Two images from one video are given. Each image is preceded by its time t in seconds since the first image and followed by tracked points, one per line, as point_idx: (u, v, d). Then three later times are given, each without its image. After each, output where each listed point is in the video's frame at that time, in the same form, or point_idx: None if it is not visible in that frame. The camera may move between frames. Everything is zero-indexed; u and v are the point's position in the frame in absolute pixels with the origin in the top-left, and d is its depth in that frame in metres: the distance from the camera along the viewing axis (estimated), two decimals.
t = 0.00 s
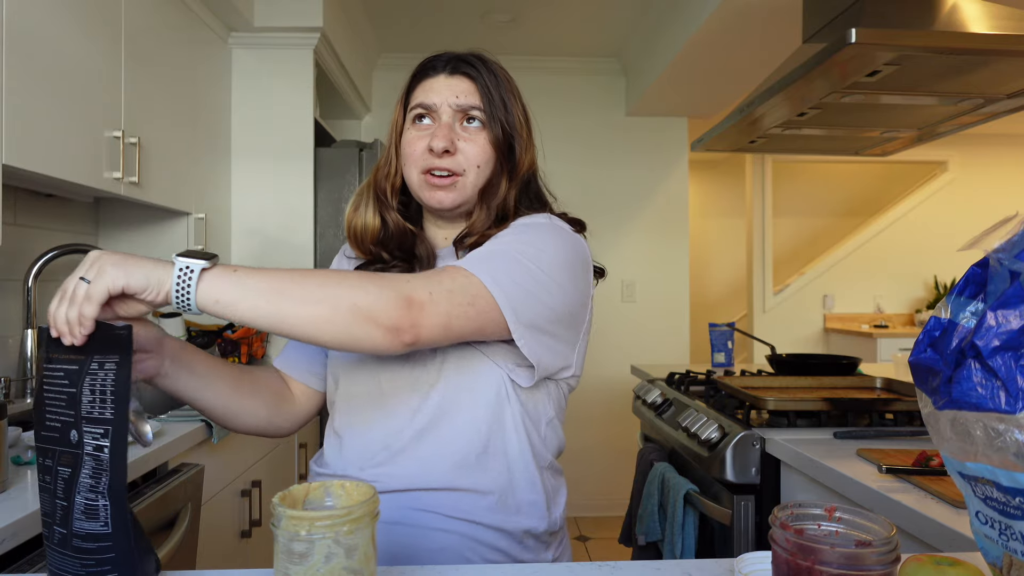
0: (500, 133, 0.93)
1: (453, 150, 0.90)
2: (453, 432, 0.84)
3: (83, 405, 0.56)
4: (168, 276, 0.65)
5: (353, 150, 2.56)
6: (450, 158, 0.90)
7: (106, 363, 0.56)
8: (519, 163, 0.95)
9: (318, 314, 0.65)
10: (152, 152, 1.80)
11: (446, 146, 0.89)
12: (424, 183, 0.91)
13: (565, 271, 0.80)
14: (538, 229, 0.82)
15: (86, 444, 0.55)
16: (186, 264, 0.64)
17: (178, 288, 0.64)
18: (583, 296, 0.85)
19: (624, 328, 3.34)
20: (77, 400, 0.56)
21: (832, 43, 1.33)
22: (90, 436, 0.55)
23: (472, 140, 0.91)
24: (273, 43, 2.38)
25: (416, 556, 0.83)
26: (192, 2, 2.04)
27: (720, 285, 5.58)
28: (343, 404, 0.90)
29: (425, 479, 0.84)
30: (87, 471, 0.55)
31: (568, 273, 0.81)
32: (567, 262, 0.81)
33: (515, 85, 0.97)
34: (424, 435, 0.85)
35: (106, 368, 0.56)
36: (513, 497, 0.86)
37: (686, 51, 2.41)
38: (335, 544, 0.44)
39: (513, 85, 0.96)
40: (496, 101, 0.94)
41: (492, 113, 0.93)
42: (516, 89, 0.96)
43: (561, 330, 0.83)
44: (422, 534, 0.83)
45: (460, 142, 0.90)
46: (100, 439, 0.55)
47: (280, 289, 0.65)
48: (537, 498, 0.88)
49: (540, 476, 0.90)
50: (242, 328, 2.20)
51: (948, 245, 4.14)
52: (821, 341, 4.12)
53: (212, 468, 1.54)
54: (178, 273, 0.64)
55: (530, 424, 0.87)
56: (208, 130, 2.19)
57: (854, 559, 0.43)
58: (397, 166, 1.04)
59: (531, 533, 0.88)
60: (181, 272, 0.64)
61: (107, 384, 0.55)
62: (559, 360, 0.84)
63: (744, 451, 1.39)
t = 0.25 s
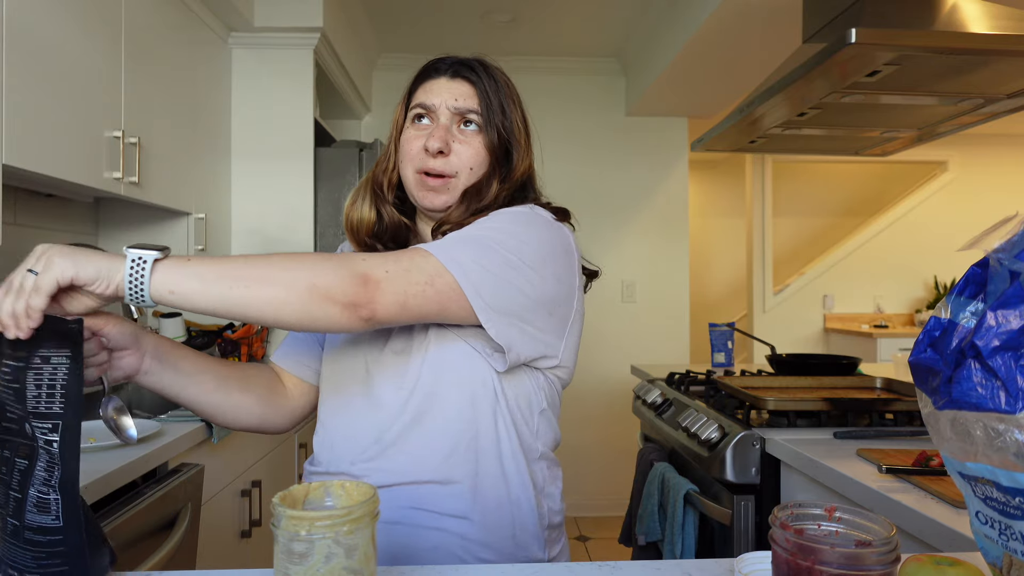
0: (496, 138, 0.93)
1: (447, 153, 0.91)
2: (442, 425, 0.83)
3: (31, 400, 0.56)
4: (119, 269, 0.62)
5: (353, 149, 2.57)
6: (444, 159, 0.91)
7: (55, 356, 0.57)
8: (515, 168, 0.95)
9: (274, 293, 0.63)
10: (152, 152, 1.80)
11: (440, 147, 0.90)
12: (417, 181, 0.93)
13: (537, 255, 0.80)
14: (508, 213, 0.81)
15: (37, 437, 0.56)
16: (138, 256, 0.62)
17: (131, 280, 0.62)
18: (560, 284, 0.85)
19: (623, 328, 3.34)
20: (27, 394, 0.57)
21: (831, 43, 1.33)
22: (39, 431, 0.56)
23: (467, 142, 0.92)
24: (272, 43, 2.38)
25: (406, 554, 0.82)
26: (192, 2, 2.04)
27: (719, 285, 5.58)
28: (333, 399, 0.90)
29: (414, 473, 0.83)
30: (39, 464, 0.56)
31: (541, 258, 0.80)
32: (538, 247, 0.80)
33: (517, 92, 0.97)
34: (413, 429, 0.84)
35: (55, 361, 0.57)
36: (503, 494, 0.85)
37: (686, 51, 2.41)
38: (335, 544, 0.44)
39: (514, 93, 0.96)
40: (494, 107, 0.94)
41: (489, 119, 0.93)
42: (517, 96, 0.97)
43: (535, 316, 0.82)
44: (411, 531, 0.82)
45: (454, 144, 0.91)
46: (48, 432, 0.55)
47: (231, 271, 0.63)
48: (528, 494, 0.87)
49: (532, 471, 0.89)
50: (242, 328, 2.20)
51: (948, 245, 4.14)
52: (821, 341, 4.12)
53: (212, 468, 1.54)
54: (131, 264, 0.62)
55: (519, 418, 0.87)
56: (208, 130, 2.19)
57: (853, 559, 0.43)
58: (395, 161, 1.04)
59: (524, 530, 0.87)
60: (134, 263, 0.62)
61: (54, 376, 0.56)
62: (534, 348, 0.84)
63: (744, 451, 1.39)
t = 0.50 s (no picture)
0: (486, 142, 0.93)
1: (433, 154, 0.92)
2: (427, 422, 0.83)
3: None
4: (72, 237, 0.58)
5: (353, 149, 2.57)
6: (431, 160, 0.92)
7: None
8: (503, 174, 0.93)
9: (246, 266, 0.61)
10: (151, 152, 1.80)
11: (428, 148, 0.91)
12: (404, 179, 0.95)
13: (514, 247, 0.80)
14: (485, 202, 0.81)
15: None
16: (92, 223, 0.58)
17: (83, 250, 0.58)
18: (539, 276, 0.85)
19: (623, 328, 3.34)
20: None
21: (831, 43, 1.33)
22: None
23: (456, 145, 0.93)
24: (272, 43, 2.39)
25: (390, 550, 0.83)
26: (192, 2, 2.04)
27: (720, 285, 5.58)
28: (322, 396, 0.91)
29: (400, 469, 0.83)
30: None
31: (518, 249, 0.81)
32: (515, 238, 0.80)
33: (512, 99, 0.97)
34: (398, 425, 0.84)
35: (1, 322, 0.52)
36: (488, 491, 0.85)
37: (686, 51, 2.41)
38: (335, 544, 0.44)
39: (508, 99, 0.96)
40: (486, 112, 0.93)
41: (478, 123, 0.93)
42: (510, 102, 0.96)
43: (514, 308, 0.82)
44: (396, 527, 0.83)
45: (443, 146, 0.92)
46: (5, 395, 0.52)
47: (202, 242, 0.61)
48: (514, 492, 0.87)
49: (519, 468, 0.88)
50: (242, 328, 2.20)
51: (948, 245, 4.14)
52: (821, 341, 4.12)
53: (212, 467, 1.54)
54: (85, 232, 0.58)
55: (504, 415, 0.86)
56: (208, 130, 2.19)
57: (854, 559, 0.43)
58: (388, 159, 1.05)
59: (510, 528, 0.86)
60: (88, 231, 0.58)
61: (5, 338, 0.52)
62: (513, 341, 0.84)
63: (744, 451, 1.39)
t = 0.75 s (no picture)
0: (476, 145, 0.93)
1: (425, 159, 0.92)
2: (422, 421, 0.83)
3: None
4: (60, 266, 0.56)
5: (353, 149, 2.56)
6: (423, 165, 0.92)
7: None
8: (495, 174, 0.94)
9: (237, 288, 0.61)
10: (152, 152, 1.80)
11: (419, 153, 0.91)
12: (398, 185, 0.95)
13: (503, 252, 0.80)
14: (472, 208, 0.81)
15: None
16: (83, 251, 0.57)
17: (75, 276, 0.57)
18: (530, 279, 0.85)
19: (623, 328, 3.34)
20: None
21: (831, 43, 1.33)
22: None
23: (447, 149, 0.93)
24: (272, 43, 2.38)
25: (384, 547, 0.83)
26: (192, 2, 2.04)
27: (719, 285, 5.58)
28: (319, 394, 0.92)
29: (394, 467, 0.83)
30: None
31: (509, 255, 0.81)
32: (505, 244, 0.80)
33: (502, 100, 0.96)
34: (392, 423, 0.84)
35: None
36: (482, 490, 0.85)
37: (686, 51, 2.41)
38: (335, 544, 0.44)
39: (498, 100, 0.96)
40: (476, 115, 0.93)
41: (469, 125, 0.93)
42: (501, 104, 0.96)
43: (505, 313, 0.82)
44: (391, 525, 0.82)
45: (434, 151, 0.92)
46: None
47: (190, 267, 0.60)
48: (508, 490, 0.87)
49: (513, 468, 0.89)
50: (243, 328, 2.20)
51: (948, 245, 4.14)
52: (821, 341, 4.12)
53: (212, 468, 1.54)
54: (76, 259, 0.57)
55: (498, 414, 0.87)
56: (208, 131, 2.19)
57: (853, 559, 0.43)
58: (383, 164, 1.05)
59: (505, 526, 0.86)
60: (78, 259, 0.57)
61: None
62: (507, 344, 0.84)
63: (744, 451, 1.39)
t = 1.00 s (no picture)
0: (466, 147, 0.93)
1: (417, 167, 0.92)
2: (425, 417, 0.84)
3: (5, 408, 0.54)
4: (121, 287, 0.62)
5: (353, 149, 2.56)
6: (416, 173, 0.93)
7: (44, 369, 0.54)
8: (488, 175, 0.94)
9: (280, 316, 0.64)
10: (151, 152, 1.80)
11: (411, 162, 0.92)
12: (395, 196, 0.96)
13: (526, 262, 0.80)
14: (499, 224, 0.81)
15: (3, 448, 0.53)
16: (140, 275, 0.62)
17: (132, 300, 0.61)
18: (546, 287, 0.84)
19: (623, 328, 3.34)
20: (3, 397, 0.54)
21: (831, 43, 1.33)
22: (11, 440, 0.53)
23: (438, 155, 0.93)
24: (273, 42, 2.38)
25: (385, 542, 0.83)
26: (192, 2, 2.04)
27: (719, 285, 5.57)
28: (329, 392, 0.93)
29: (396, 463, 0.83)
30: None
31: (531, 266, 0.81)
32: (527, 253, 0.81)
33: (490, 99, 0.96)
34: (396, 419, 0.85)
35: (43, 374, 0.54)
36: (484, 489, 0.85)
37: (686, 51, 2.41)
38: (335, 544, 0.44)
39: (486, 99, 0.95)
40: (463, 117, 0.93)
41: (457, 129, 0.92)
42: (489, 103, 0.95)
43: (527, 322, 0.82)
44: (392, 519, 0.83)
45: (425, 158, 0.92)
46: (24, 445, 0.53)
47: (236, 293, 0.64)
48: (512, 490, 0.86)
49: (517, 469, 0.88)
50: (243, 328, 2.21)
51: (948, 245, 4.14)
52: (821, 341, 4.12)
53: (212, 467, 1.54)
54: (133, 284, 0.62)
55: (502, 415, 0.86)
56: (208, 130, 2.19)
57: (854, 559, 0.43)
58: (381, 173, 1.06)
59: (506, 525, 0.86)
60: (135, 282, 0.62)
61: (43, 390, 0.54)
62: (529, 352, 0.83)
63: (744, 451, 1.39)
